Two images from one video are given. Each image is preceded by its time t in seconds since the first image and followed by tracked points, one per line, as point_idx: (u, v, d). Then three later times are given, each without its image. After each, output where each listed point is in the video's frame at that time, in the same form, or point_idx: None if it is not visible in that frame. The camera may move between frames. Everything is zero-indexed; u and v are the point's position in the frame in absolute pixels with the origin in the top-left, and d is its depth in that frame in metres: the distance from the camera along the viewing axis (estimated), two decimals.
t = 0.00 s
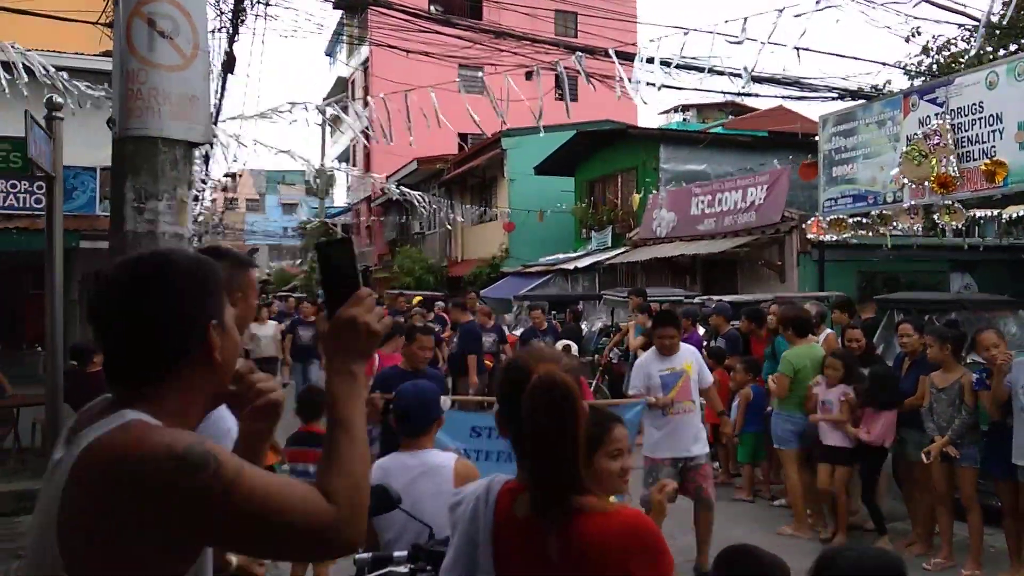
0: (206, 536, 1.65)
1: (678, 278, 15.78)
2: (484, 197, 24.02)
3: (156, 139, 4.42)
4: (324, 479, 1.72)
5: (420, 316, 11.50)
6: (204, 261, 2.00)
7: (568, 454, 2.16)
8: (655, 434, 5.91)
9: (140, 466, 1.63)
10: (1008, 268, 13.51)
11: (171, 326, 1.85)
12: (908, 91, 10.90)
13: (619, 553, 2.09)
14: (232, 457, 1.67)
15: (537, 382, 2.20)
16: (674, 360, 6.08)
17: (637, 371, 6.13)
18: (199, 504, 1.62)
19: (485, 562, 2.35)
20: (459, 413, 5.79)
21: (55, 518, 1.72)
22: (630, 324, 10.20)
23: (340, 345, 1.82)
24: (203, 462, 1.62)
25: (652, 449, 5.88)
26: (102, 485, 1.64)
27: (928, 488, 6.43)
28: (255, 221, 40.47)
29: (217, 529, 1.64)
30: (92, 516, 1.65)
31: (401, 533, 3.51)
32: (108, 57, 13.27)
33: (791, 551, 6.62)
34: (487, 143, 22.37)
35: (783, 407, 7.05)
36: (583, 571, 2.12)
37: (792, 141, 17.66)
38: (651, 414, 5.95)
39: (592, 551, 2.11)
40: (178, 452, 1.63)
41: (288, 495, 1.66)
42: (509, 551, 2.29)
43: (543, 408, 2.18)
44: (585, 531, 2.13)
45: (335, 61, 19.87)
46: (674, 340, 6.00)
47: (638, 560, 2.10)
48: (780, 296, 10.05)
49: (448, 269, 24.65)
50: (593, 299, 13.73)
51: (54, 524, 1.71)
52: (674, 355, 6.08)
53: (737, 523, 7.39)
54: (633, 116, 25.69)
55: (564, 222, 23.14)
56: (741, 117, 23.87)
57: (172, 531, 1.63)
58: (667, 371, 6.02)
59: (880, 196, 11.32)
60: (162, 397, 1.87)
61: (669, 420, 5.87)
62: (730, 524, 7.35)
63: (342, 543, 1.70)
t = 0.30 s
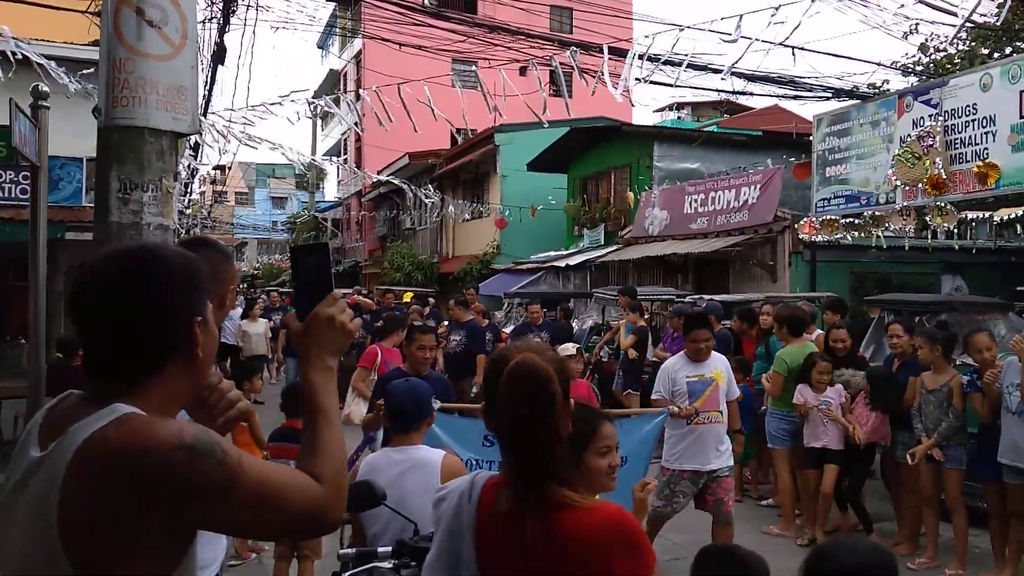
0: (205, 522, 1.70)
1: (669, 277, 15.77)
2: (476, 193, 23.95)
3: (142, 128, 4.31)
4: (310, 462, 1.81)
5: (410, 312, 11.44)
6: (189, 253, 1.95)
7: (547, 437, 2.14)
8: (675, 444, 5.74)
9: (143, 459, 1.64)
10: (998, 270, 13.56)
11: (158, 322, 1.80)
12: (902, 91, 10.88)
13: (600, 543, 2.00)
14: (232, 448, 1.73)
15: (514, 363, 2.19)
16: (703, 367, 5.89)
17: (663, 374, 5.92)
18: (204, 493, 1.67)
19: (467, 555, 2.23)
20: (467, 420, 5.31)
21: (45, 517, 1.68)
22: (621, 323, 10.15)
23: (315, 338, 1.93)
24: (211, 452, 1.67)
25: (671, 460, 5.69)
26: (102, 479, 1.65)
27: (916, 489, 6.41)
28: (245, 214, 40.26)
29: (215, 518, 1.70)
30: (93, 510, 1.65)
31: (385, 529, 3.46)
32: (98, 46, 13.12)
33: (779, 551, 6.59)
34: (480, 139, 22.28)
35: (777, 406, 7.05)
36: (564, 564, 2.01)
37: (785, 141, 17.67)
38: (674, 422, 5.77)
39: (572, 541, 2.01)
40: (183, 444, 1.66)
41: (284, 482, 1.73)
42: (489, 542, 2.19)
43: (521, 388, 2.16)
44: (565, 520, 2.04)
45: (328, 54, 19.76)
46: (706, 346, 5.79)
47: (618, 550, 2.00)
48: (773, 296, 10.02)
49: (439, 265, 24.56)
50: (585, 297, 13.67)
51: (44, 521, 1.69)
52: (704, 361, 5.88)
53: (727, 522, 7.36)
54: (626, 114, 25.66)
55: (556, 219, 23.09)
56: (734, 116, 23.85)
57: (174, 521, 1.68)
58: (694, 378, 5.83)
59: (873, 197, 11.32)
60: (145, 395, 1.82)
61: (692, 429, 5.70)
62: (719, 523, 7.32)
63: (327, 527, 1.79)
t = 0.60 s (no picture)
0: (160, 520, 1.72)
1: (650, 277, 15.83)
2: (458, 193, 23.92)
3: (115, 125, 4.26)
4: (262, 466, 1.84)
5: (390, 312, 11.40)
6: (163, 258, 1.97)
7: (485, 422, 2.26)
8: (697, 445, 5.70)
9: (102, 455, 1.68)
10: (973, 271, 13.75)
11: (130, 326, 1.83)
12: (879, 93, 10.98)
13: (540, 526, 2.01)
14: (190, 447, 1.75)
15: (453, 351, 2.33)
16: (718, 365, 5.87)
17: (679, 373, 5.81)
18: (159, 490, 1.69)
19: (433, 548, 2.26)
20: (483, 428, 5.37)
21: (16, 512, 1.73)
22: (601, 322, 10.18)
23: (276, 348, 1.98)
24: (165, 450, 1.69)
25: (697, 463, 5.62)
26: (67, 475, 1.69)
27: (892, 487, 6.48)
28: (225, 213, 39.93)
29: (172, 514, 1.71)
30: (56, 506, 1.69)
31: (361, 529, 3.44)
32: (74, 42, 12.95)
33: (755, 549, 6.64)
34: (461, 138, 22.26)
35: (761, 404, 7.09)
36: (506, 548, 2.05)
37: (765, 142, 17.82)
38: (695, 423, 5.74)
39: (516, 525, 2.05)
40: (138, 444, 1.69)
41: (234, 483, 1.75)
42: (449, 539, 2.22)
43: (458, 378, 2.31)
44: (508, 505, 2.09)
45: (309, 53, 19.65)
46: (723, 345, 5.76)
47: (556, 532, 2.00)
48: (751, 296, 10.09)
49: (421, 264, 24.50)
50: (566, 297, 13.68)
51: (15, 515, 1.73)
52: (719, 360, 5.85)
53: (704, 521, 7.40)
54: (608, 114, 25.75)
55: (538, 219, 23.11)
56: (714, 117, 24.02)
57: (131, 517, 1.70)
58: (713, 377, 5.78)
59: (850, 197, 11.42)
60: (116, 395, 1.85)
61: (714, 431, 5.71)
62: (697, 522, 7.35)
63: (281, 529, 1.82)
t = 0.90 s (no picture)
0: (148, 522, 1.83)
1: (637, 276, 15.88)
2: (446, 192, 23.90)
3: (95, 122, 4.23)
4: (235, 491, 1.96)
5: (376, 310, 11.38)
6: (187, 281, 2.11)
7: (458, 419, 2.27)
8: (731, 459, 5.11)
9: (108, 450, 1.78)
10: (957, 270, 13.86)
11: (150, 335, 1.96)
12: (863, 93, 11.04)
13: (514, 526, 2.03)
14: (183, 458, 1.86)
15: (422, 350, 2.35)
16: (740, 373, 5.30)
17: (702, 386, 5.20)
18: (153, 493, 1.79)
19: (407, 541, 2.24)
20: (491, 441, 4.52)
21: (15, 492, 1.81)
22: (587, 321, 10.20)
23: (258, 389, 2.12)
24: (164, 455, 1.81)
25: (732, 477, 5.06)
26: (71, 466, 1.79)
27: (875, 484, 6.53)
28: (211, 212, 39.75)
29: (160, 519, 1.82)
30: (57, 493, 1.79)
31: (338, 530, 3.40)
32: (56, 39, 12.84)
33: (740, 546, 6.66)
34: (449, 137, 22.24)
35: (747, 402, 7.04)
36: (480, 546, 2.05)
37: (750, 142, 17.91)
38: (725, 437, 5.14)
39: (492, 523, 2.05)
40: (143, 446, 1.79)
41: (217, 504, 1.86)
42: (426, 534, 2.20)
43: (432, 374, 2.31)
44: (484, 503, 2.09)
45: (295, 52, 19.56)
46: (745, 350, 5.23)
47: (530, 532, 2.01)
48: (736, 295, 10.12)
49: (409, 264, 24.46)
50: (552, 296, 13.70)
51: (12, 496, 1.81)
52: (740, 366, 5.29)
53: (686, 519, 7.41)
54: (596, 113, 25.81)
55: (526, 218, 23.12)
56: (701, 117, 24.12)
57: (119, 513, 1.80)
58: (738, 386, 5.22)
59: (835, 197, 11.50)
60: (125, 394, 1.98)
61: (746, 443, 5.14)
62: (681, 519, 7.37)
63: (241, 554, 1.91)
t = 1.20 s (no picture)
0: (145, 544, 1.98)
1: (616, 274, 15.93)
2: (426, 190, 23.85)
3: (63, 118, 4.18)
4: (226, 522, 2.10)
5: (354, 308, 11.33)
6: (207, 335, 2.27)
7: (461, 424, 2.14)
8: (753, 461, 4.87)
9: (122, 472, 1.93)
10: (930, 267, 14.05)
11: (167, 377, 2.11)
12: (838, 93, 11.17)
13: (494, 528, 2.02)
14: (186, 491, 2.00)
15: (429, 352, 2.18)
16: (766, 370, 5.06)
17: (732, 380, 4.91)
18: (155, 519, 1.94)
19: (372, 546, 2.24)
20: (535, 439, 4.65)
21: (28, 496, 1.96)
22: (565, 319, 10.23)
23: (262, 437, 2.28)
24: (171, 487, 1.95)
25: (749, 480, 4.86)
26: (85, 483, 1.94)
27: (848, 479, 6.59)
28: (188, 211, 39.40)
29: (158, 542, 1.97)
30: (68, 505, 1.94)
31: (305, 529, 3.38)
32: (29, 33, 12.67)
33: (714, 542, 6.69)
34: (428, 135, 22.20)
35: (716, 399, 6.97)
36: (459, 548, 2.05)
37: (729, 140, 18.04)
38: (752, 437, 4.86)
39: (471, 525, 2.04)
40: (156, 474, 1.94)
41: (212, 536, 2.01)
42: (397, 538, 2.19)
43: (435, 378, 2.14)
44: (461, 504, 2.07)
45: (273, 49, 19.38)
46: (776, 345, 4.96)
47: (512, 534, 2.02)
48: (713, 292, 10.18)
49: (388, 262, 24.37)
50: (531, 293, 13.71)
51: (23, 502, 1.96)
52: (766, 362, 5.06)
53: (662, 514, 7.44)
54: (576, 112, 25.87)
55: (506, 217, 23.12)
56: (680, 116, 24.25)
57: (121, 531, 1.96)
58: (767, 382, 5.00)
59: (810, 195, 11.60)
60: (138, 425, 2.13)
61: (771, 443, 4.85)
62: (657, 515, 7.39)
63: None
